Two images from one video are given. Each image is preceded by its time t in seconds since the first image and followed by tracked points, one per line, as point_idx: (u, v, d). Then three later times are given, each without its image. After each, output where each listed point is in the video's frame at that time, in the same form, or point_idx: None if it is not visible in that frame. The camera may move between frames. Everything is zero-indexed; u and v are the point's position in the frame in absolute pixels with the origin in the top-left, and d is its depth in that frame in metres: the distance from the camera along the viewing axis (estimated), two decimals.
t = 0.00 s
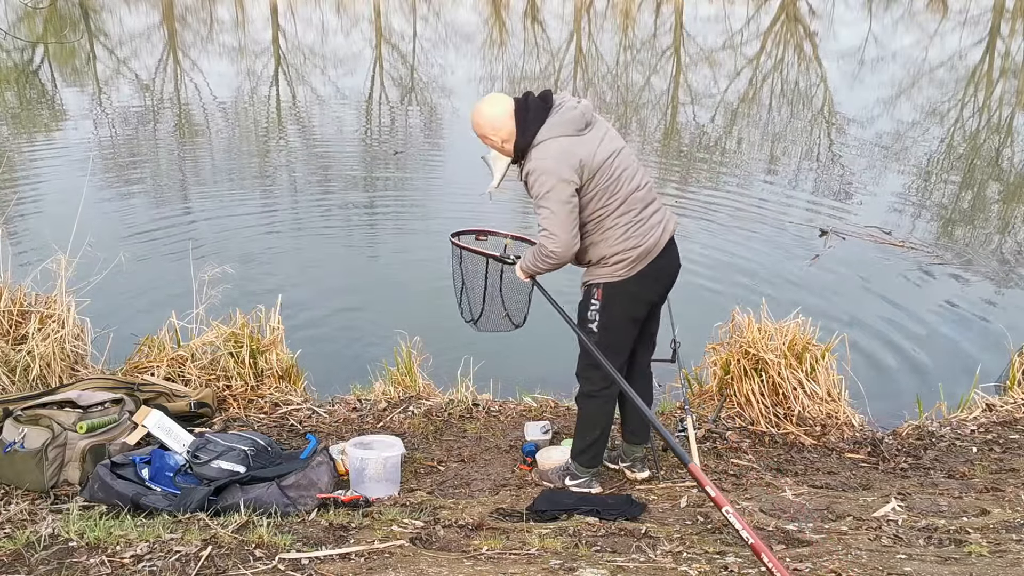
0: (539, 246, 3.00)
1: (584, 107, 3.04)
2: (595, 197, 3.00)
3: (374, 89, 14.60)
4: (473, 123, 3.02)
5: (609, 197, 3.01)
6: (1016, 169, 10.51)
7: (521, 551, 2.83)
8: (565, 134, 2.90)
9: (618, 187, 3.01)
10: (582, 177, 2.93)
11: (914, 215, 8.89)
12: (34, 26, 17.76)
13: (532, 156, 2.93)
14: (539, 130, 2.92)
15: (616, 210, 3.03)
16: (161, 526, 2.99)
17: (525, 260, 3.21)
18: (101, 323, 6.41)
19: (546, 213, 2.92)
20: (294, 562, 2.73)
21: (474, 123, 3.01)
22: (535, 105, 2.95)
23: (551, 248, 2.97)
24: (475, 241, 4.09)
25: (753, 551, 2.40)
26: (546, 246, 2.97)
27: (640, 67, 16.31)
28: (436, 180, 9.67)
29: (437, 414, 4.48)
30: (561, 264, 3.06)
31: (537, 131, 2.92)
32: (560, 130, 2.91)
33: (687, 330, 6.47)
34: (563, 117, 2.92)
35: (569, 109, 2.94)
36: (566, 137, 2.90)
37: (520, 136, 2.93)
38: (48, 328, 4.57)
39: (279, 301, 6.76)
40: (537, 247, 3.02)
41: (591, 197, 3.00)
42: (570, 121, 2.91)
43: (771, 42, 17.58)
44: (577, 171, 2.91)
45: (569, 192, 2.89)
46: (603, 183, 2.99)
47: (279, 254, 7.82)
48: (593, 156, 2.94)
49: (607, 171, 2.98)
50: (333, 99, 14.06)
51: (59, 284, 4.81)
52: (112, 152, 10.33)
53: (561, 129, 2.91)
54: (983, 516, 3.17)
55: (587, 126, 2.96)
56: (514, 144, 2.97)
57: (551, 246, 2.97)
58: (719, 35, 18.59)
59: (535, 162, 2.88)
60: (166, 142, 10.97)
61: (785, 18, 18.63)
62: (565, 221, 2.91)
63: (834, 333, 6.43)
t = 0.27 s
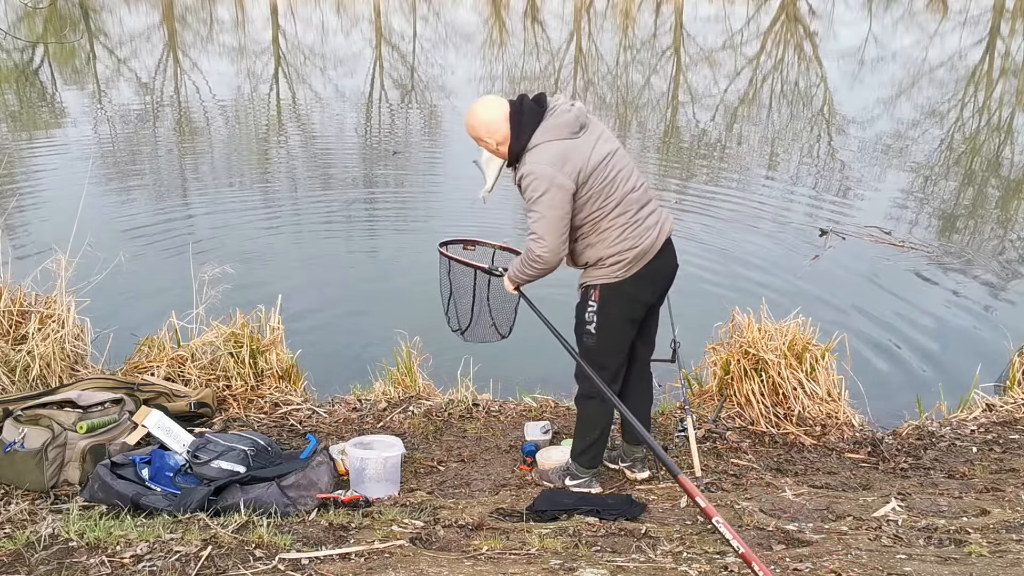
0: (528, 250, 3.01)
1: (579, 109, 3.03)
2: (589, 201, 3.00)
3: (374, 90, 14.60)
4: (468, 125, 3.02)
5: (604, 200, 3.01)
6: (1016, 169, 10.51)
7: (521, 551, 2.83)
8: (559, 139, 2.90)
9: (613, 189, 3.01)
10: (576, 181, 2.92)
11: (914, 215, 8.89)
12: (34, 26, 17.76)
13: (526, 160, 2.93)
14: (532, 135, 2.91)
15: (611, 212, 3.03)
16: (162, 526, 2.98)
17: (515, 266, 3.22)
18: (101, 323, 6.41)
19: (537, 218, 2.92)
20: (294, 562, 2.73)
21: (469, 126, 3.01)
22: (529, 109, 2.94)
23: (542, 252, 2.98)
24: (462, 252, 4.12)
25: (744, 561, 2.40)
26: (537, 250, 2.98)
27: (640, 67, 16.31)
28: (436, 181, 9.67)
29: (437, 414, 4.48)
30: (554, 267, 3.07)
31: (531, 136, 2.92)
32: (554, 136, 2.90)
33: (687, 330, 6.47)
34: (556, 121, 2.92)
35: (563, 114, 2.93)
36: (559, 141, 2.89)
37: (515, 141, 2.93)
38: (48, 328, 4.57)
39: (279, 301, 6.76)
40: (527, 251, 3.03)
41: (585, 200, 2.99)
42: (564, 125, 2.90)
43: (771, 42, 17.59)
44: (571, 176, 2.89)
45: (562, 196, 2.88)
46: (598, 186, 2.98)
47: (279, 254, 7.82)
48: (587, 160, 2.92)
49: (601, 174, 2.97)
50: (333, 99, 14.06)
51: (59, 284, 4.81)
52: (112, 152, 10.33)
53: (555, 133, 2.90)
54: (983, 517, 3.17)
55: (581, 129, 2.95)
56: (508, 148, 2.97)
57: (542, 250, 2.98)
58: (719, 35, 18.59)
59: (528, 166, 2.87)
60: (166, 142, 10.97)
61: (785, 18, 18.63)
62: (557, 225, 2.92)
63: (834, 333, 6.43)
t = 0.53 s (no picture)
0: (506, 257, 3.07)
1: (569, 114, 3.00)
2: (578, 206, 2.98)
3: (373, 90, 14.61)
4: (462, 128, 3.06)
5: (591, 205, 2.99)
6: (1016, 168, 10.52)
7: (521, 551, 2.83)
8: (543, 147, 2.88)
9: (602, 194, 2.98)
10: (561, 189, 2.91)
11: (914, 214, 8.89)
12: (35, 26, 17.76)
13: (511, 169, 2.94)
14: (519, 143, 2.90)
15: (600, 216, 3.01)
16: (161, 526, 2.98)
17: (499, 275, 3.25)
18: (101, 323, 6.41)
19: (519, 226, 2.96)
20: (294, 562, 2.73)
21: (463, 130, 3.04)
22: (516, 116, 2.94)
23: (523, 258, 3.02)
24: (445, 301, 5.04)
25: None
26: (518, 257, 3.02)
27: (640, 67, 16.32)
28: (436, 181, 9.67)
29: (437, 414, 4.48)
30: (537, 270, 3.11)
31: (518, 144, 2.90)
32: (540, 144, 2.89)
33: (688, 330, 6.47)
34: (542, 129, 2.90)
35: (550, 121, 2.91)
36: (545, 150, 2.88)
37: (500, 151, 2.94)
38: (48, 328, 4.57)
39: (279, 301, 6.76)
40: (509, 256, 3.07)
41: (572, 206, 2.99)
42: (549, 133, 2.89)
43: (771, 42, 17.59)
44: (554, 184, 2.89)
45: (543, 205, 2.90)
46: (585, 193, 2.96)
47: (279, 254, 7.82)
48: (575, 167, 2.91)
49: (588, 180, 2.95)
50: (333, 99, 14.06)
51: (60, 284, 4.81)
52: (112, 152, 10.33)
53: (540, 142, 2.88)
54: (983, 516, 3.17)
55: (568, 135, 2.93)
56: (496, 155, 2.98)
57: (523, 257, 3.02)
58: (719, 35, 18.59)
59: (509, 175, 2.89)
60: (166, 142, 10.97)
61: (785, 18, 18.63)
62: (537, 234, 2.95)
63: (833, 333, 6.43)
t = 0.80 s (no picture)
0: (490, 266, 3.07)
1: (552, 120, 3.00)
2: (565, 211, 2.99)
3: (373, 90, 14.61)
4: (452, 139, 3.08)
5: (577, 210, 2.99)
6: (1016, 168, 10.52)
7: (521, 551, 2.83)
8: (525, 157, 2.90)
9: (586, 199, 2.98)
10: (543, 198, 2.93)
11: (914, 214, 8.89)
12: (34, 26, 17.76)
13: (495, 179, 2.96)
14: (501, 154, 2.91)
15: (587, 220, 3.01)
16: (162, 525, 2.98)
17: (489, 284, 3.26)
18: (101, 323, 6.40)
19: (504, 236, 2.97)
20: (294, 562, 2.73)
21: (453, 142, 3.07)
22: (498, 126, 2.95)
23: (508, 267, 3.04)
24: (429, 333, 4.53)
25: None
26: (504, 266, 3.05)
27: (640, 67, 16.32)
28: (436, 181, 9.67)
29: (437, 414, 4.49)
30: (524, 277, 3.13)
31: (500, 155, 2.91)
32: (522, 154, 2.89)
33: (687, 330, 6.47)
34: (523, 138, 2.91)
35: (531, 130, 2.92)
36: (528, 159, 2.89)
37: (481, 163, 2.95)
38: (48, 328, 4.57)
39: (279, 301, 6.76)
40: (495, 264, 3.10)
41: (557, 213, 3.00)
42: (530, 142, 2.90)
43: (771, 42, 17.60)
44: (536, 193, 2.91)
45: (525, 215, 2.92)
46: (569, 199, 2.96)
47: (279, 254, 7.81)
48: (559, 174, 2.93)
49: (571, 186, 2.95)
50: (333, 99, 14.06)
51: (60, 284, 4.81)
52: (112, 152, 10.33)
53: (521, 151, 2.89)
54: (983, 516, 3.17)
55: (550, 143, 2.94)
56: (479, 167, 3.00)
57: (508, 266, 3.04)
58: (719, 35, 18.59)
59: (493, 188, 2.91)
60: (166, 142, 10.96)
61: (785, 18, 18.63)
62: (520, 243, 2.97)
63: (833, 333, 6.43)
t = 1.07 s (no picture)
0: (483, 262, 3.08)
1: (548, 119, 3.00)
2: (558, 209, 2.99)
3: (373, 90, 14.61)
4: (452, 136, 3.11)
5: (570, 208, 2.99)
6: (1016, 168, 10.52)
7: (521, 551, 2.83)
8: (519, 156, 2.91)
9: (580, 198, 2.98)
10: (537, 196, 2.93)
11: (914, 214, 8.88)
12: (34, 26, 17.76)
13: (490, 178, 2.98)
14: (496, 151, 2.92)
15: (581, 219, 3.01)
16: (162, 526, 2.98)
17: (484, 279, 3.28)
18: (101, 323, 6.40)
19: (497, 233, 2.98)
20: (294, 562, 2.73)
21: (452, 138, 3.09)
22: (494, 125, 2.95)
23: (502, 265, 3.05)
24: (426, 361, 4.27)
25: None
26: (497, 265, 3.06)
27: (640, 67, 16.32)
28: (436, 181, 9.67)
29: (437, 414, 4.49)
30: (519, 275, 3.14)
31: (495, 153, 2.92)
32: (517, 152, 2.90)
33: (687, 331, 6.47)
34: (518, 136, 2.91)
35: (527, 128, 2.92)
36: (522, 158, 2.90)
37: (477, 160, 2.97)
38: (48, 328, 4.57)
39: (279, 301, 6.75)
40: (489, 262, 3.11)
41: (551, 211, 3.00)
42: (524, 141, 2.90)
43: (772, 42, 17.60)
44: (529, 192, 2.92)
45: (519, 213, 2.93)
46: (563, 197, 2.96)
47: (279, 254, 7.81)
48: (552, 172, 2.93)
49: (565, 185, 2.95)
50: (333, 99, 14.06)
51: (60, 284, 4.80)
52: (112, 152, 10.33)
53: (515, 150, 2.90)
54: (983, 516, 3.17)
55: (545, 141, 2.94)
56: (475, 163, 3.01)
57: (501, 264, 3.05)
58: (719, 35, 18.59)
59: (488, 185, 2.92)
60: (166, 142, 10.96)
61: (785, 17, 18.62)
62: (514, 241, 2.98)
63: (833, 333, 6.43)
